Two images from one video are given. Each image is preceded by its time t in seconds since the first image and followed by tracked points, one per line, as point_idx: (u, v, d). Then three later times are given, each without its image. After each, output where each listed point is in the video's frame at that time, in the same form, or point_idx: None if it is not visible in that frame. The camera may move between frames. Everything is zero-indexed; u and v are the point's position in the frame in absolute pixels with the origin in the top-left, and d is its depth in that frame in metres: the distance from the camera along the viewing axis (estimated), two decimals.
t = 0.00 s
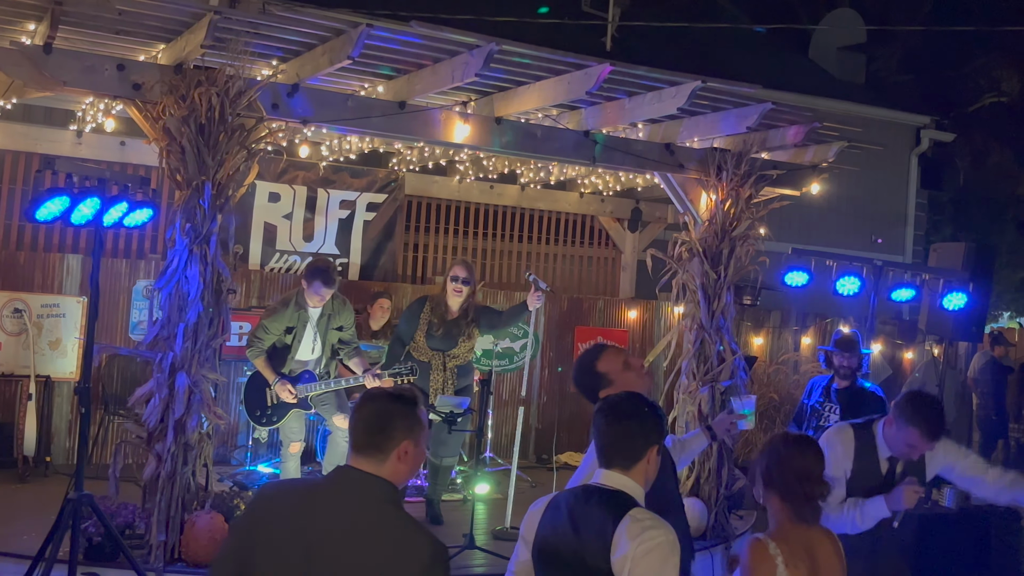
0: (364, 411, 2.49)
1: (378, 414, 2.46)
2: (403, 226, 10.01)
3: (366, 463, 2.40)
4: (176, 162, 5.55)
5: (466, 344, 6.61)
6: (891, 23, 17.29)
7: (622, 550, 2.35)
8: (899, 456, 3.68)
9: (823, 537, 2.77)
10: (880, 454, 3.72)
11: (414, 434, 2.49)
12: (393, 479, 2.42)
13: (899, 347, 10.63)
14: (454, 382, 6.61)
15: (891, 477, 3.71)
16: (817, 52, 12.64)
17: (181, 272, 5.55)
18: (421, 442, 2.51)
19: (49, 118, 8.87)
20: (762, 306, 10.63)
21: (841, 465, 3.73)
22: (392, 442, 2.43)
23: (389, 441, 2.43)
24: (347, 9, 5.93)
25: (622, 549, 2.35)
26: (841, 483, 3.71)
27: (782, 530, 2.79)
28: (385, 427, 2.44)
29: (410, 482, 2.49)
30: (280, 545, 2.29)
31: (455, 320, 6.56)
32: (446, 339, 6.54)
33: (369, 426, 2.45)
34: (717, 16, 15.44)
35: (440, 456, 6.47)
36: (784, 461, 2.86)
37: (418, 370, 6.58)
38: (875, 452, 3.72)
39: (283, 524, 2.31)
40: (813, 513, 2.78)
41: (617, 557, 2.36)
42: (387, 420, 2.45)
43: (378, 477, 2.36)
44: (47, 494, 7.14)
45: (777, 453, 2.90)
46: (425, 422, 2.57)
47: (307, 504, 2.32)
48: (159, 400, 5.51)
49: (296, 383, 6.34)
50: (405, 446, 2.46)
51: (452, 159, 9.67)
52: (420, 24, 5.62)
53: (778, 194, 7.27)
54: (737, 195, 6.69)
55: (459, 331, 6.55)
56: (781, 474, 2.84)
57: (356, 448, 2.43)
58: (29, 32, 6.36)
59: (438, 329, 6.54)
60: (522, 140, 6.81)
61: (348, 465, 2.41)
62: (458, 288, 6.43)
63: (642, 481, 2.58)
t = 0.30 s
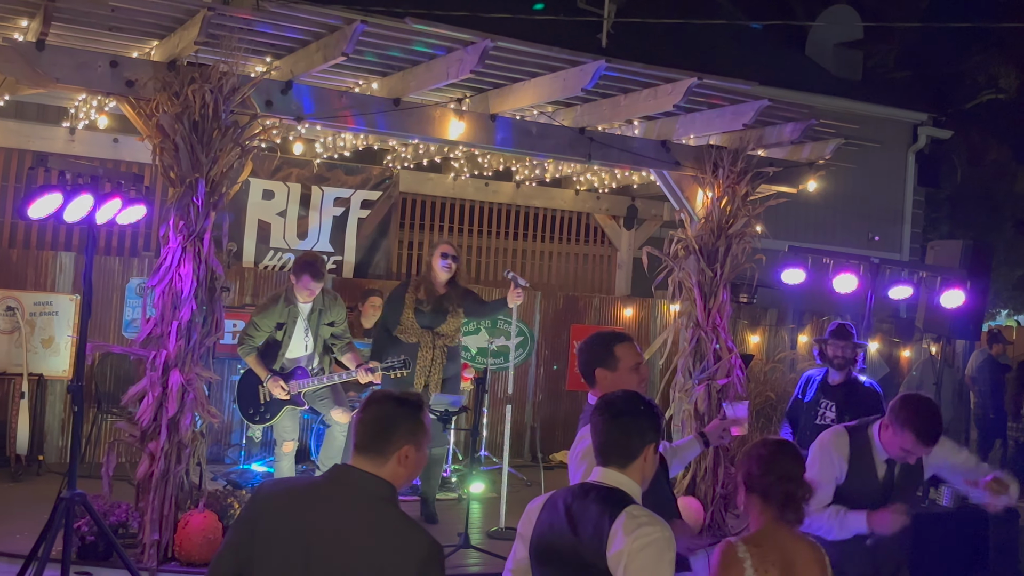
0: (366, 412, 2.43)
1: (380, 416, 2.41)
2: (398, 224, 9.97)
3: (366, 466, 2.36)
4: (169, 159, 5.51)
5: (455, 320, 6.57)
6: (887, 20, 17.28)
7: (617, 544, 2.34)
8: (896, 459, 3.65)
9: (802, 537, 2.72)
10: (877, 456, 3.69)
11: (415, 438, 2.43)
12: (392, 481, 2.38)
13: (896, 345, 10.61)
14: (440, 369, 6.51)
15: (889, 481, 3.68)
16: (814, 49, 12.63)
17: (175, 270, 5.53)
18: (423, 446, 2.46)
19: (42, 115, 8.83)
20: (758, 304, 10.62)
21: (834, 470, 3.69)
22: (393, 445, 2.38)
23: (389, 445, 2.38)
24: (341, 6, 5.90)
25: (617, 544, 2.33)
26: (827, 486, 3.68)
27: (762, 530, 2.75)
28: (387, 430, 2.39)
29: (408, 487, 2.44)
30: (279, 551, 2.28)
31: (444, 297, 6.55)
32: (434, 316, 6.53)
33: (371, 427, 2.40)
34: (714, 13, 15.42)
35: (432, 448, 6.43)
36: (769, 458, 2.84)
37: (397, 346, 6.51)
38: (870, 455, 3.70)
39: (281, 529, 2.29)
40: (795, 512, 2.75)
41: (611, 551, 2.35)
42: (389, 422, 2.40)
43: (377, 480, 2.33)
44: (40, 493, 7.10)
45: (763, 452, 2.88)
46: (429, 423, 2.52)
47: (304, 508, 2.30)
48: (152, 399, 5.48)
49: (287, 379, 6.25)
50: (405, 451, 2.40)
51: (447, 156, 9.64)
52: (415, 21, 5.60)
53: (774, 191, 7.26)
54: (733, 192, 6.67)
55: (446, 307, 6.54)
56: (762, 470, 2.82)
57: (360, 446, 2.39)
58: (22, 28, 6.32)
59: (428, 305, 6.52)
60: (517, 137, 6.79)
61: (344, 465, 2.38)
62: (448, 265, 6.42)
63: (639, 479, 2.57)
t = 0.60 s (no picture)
0: (337, 402, 2.48)
1: (348, 405, 2.47)
2: (391, 220, 9.93)
3: (340, 456, 2.42)
4: (160, 155, 5.47)
5: (434, 311, 6.57)
6: (883, 16, 17.26)
7: (608, 537, 2.32)
8: (885, 463, 3.65)
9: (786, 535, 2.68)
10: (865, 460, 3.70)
11: (387, 423, 2.48)
12: (366, 468, 2.42)
13: (893, 342, 10.58)
14: (422, 359, 6.49)
15: (879, 484, 3.69)
16: (809, 44, 12.60)
17: (166, 267, 5.49)
18: (396, 431, 2.51)
19: (32, 111, 8.76)
20: (754, 301, 10.62)
21: (817, 469, 3.74)
22: (365, 432, 2.44)
23: (361, 432, 2.43)
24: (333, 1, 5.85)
25: (608, 537, 2.32)
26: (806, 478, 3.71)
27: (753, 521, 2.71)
28: (356, 420, 2.44)
29: (384, 472, 2.49)
30: (258, 549, 2.31)
31: (419, 291, 6.55)
32: (412, 309, 6.53)
33: (341, 419, 2.45)
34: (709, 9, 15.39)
35: (422, 444, 6.33)
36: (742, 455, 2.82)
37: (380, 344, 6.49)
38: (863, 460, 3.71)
39: (257, 527, 2.33)
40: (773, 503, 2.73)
41: (603, 545, 2.34)
42: (355, 415, 2.44)
43: (352, 470, 2.38)
44: (30, 491, 7.05)
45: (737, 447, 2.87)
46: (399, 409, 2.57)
47: (282, 504, 2.34)
48: (143, 396, 5.46)
49: (277, 375, 6.20)
50: (379, 436, 2.46)
51: (441, 152, 9.60)
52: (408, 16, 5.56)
53: (769, 188, 7.24)
54: (728, 188, 6.62)
55: (425, 299, 6.54)
56: (745, 461, 2.78)
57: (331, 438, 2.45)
58: (12, 23, 6.25)
59: (404, 299, 6.52)
60: (510, 133, 6.74)
61: (318, 461, 2.42)
62: (421, 260, 6.39)
63: (636, 478, 2.55)
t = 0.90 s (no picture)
0: (317, 395, 2.61)
1: (329, 397, 2.60)
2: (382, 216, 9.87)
3: (319, 448, 2.53)
4: (149, 150, 5.41)
5: (418, 307, 6.55)
6: (880, 11, 17.22)
7: (601, 524, 2.40)
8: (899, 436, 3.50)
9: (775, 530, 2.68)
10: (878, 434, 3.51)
11: (366, 416, 2.62)
12: (343, 461, 2.54)
13: (888, 339, 10.55)
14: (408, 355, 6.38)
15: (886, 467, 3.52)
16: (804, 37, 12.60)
17: (155, 263, 5.42)
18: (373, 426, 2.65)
19: (21, 105, 8.69)
20: (748, 298, 10.61)
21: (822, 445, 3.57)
22: (346, 423, 2.57)
23: (341, 422, 2.57)
24: None
25: (602, 525, 2.39)
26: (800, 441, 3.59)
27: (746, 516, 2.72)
28: (337, 409, 2.58)
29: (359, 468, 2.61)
30: (241, 537, 2.41)
31: (403, 287, 6.54)
32: (399, 303, 6.49)
33: (322, 410, 2.58)
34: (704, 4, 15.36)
35: (412, 441, 6.34)
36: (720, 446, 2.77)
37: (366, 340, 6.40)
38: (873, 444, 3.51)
39: (241, 516, 2.43)
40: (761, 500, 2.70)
41: (596, 532, 2.41)
42: (340, 404, 2.58)
43: (329, 461, 2.50)
44: (18, 489, 7.00)
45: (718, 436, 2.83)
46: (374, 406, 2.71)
47: (264, 495, 2.44)
48: (133, 393, 5.39)
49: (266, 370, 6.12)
50: (358, 428, 2.59)
51: (432, 147, 9.55)
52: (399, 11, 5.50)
53: (764, 183, 7.20)
54: (722, 184, 6.57)
55: (411, 293, 6.54)
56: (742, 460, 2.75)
57: (312, 428, 2.57)
58: None
59: (389, 295, 6.47)
60: (502, 128, 6.68)
61: (298, 453, 2.52)
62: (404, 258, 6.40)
63: (634, 478, 2.58)
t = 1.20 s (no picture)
0: (289, 388, 2.53)
1: (301, 390, 2.52)
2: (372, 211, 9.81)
3: (296, 443, 2.46)
4: (136, 145, 5.33)
5: (406, 305, 6.43)
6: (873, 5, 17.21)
7: (600, 516, 2.38)
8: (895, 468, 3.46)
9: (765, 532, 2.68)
10: (877, 463, 3.47)
11: (339, 406, 2.53)
12: (321, 454, 2.48)
13: (882, 336, 10.54)
14: (396, 353, 6.31)
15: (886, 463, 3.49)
16: (798, 30, 12.61)
17: (142, 259, 5.35)
18: (348, 414, 2.56)
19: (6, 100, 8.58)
20: (741, 294, 10.60)
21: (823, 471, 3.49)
22: (318, 415, 2.49)
23: (315, 415, 2.49)
24: None
25: (600, 520, 2.37)
26: (800, 473, 3.53)
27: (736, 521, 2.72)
28: (307, 405, 2.49)
29: (337, 459, 2.54)
30: (221, 534, 2.36)
31: (389, 285, 6.41)
32: (386, 302, 6.37)
33: (294, 403, 2.50)
34: None
35: (399, 441, 6.29)
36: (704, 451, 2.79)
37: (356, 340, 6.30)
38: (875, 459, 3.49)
39: (220, 513, 2.38)
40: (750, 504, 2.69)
41: (594, 524, 2.39)
42: (310, 396, 2.50)
43: (310, 457, 2.44)
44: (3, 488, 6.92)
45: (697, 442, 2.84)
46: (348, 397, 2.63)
47: (243, 491, 2.39)
48: (118, 391, 5.33)
49: (246, 362, 6.04)
50: (331, 420, 2.51)
51: (421, 141, 9.49)
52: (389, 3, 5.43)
53: (757, 178, 7.18)
54: (715, 178, 6.56)
55: (399, 291, 6.41)
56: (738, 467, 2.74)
57: (286, 424, 2.49)
58: None
59: (375, 292, 6.36)
60: (492, 122, 6.64)
61: (276, 449, 2.47)
62: (390, 258, 6.27)
63: (631, 480, 2.57)
